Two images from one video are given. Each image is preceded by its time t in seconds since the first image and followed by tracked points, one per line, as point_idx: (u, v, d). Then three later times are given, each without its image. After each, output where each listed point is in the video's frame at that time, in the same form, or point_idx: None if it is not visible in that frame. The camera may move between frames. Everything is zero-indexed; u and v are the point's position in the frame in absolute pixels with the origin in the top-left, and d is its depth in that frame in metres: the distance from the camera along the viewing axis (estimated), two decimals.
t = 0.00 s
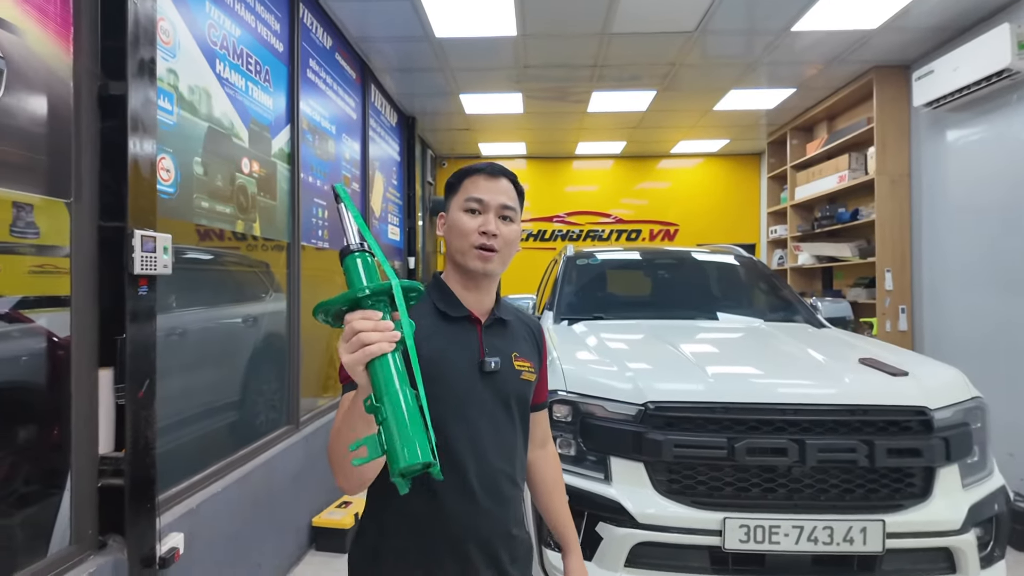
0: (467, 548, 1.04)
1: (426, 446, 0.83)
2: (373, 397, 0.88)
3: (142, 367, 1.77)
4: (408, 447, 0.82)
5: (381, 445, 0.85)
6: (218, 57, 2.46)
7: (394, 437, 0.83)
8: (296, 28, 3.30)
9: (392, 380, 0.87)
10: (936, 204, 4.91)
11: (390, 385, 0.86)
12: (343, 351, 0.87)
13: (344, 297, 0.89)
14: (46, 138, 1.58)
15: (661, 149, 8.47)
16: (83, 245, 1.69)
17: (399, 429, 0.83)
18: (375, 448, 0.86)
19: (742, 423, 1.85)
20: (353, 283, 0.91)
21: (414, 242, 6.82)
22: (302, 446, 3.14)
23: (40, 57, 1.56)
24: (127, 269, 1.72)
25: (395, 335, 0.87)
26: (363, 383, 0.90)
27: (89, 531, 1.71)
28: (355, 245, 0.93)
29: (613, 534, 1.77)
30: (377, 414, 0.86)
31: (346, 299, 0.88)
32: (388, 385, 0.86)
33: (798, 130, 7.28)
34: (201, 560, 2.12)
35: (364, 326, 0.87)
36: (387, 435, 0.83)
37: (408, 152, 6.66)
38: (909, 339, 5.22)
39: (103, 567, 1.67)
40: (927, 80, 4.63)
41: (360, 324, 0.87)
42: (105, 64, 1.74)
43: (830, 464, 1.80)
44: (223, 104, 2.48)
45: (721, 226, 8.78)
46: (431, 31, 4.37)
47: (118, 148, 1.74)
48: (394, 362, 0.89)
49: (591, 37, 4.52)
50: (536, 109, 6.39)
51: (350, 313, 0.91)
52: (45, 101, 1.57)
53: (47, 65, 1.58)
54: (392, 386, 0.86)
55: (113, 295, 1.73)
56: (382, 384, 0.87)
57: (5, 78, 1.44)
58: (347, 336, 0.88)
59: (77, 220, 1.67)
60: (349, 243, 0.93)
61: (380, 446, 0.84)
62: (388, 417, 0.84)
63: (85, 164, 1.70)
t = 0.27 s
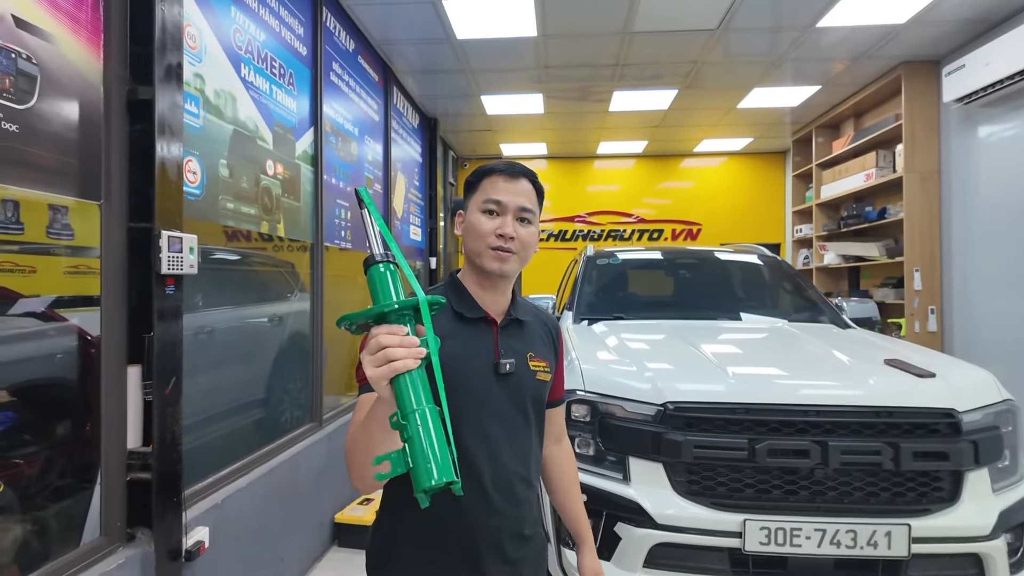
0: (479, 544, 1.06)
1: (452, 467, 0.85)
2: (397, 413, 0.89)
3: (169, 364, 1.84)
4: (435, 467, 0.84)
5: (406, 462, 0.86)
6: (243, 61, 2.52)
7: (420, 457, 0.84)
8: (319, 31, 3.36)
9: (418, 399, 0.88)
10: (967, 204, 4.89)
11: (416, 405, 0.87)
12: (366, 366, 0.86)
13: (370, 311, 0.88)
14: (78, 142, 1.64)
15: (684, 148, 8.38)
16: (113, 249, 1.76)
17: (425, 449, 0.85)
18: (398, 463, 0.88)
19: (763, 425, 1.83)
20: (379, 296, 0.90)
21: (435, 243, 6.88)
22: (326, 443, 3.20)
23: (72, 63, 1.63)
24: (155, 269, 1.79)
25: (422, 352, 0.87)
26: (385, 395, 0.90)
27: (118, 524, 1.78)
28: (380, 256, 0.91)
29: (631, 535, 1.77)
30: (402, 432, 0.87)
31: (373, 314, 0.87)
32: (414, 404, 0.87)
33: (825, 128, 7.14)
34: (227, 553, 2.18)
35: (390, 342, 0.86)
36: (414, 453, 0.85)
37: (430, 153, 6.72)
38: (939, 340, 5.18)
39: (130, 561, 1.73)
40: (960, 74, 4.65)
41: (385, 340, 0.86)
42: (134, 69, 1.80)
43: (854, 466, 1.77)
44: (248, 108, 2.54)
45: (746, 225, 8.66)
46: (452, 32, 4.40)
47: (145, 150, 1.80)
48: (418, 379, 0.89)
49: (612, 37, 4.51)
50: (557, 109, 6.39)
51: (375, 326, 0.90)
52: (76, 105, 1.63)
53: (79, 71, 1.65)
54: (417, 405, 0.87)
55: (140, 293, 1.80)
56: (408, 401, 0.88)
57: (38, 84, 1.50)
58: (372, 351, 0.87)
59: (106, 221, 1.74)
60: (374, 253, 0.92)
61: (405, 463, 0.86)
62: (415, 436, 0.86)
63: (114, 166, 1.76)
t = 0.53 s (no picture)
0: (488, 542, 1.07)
1: (474, 464, 0.87)
2: (415, 413, 0.89)
3: (185, 363, 1.88)
4: (459, 465, 0.86)
5: (429, 462, 0.87)
6: (258, 63, 2.56)
7: (444, 455, 0.86)
8: (333, 33, 3.39)
9: (437, 399, 0.89)
10: (988, 202, 4.81)
11: (435, 405, 0.88)
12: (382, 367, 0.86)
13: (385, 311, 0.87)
14: (98, 145, 1.68)
15: (699, 147, 8.31)
16: (130, 250, 1.80)
17: (448, 448, 0.86)
18: (420, 462, 0.89)
19: (776, 426, 1.81)
20: (392, 295, 0.90)
21: (449, 243, 6.91)
22: (340, 442, 3.23)
23: (92, 67, 1.66)
24: (172, 269, 1.83)
25: (438, 351, 0.86)
26: (401, 394, 0.90)
27: (135, 520, 1.81)
28: (389, 253, 0.91)
29: (643, 536, 1.76)
30: (423, 432, 0.88)
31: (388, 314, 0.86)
32: (435, 403, 0.88)
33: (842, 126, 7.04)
34: (242, 549, 2.21)
35: (406, 342, 0.85)
36: (437, 452, 0.87)
37: (443, 154, 6.75)
38: (959, 341, 5.09)
39: (147, 556, 1.77)
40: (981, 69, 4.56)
41: (401, 340, 0.85)
42: (151, 72, 1.85)
43: (869, 468, 1.74)
44: (263, 109, 2.58)
45: (761, 224, 8.57)
46: (465, 33, 4.41)
47: (162, 152, 1.84)
48: (433, 377, 0.90)
49: (625, 35, 4.49)
50: (570, 109, 6.38)
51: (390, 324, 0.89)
52: (96, 108, 1.67)
53: (98, 75, 1.68)
54: (437, 405, 0.88)
55: (157, 294, 1.84)
56: (428, 401, 0.89)
57: (59, 88, 1.54)
58: (386, 351, 0.86)
59: (125, 221, 1.78)
60: (384, 251, 0.92)
61: (428, 462, 0.87)
62: (438, 436, 0.87)
63: (132, 168, 1.80)
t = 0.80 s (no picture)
0: (494, 539, 1.07)
1: (487, 464, 0.87)
2: (428, 412, 0.89)
3: (194, 362, 1.90)
4: (473, 464, 0.86)
5: (442, 461, 0.88)
6: (267, 64, 2.58)
7: (458, 455, 0.86)
8: (341, 33, 3.41)
9: (449, 398, 0.89)
10: (1001, 201, 4.75)
11: (448, 404, 0.88)
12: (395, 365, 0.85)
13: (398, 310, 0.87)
14: (108, 146, 1.70)
15: (707, 146, 8.28)
16: (142, 250, 1.82)
17: (461, 448, 0.87)
18: (433, 461, 0.89)
19: (785, 426, 1.80)
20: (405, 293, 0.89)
21: (456, 243, 6.92)
22: (348, 441, 3.24)
23: (104, 68, 1.68)
24: (181, 268, 1.85)
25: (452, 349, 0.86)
26: (413, 392, 0.90)
27: (145, 517, 1.83)
28: (403, 251, 0.91)
29: (651, 536, 1.76)
30: (436, 431, 0.88)
31: (402, 312, 0.86)
32: (448, 403, 0.88)
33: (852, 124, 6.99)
34: (250, 547, 2.23)
35: (420, 341, 0.85)
36: (451, 451, 0.87)
37: (451, 154, 6.76)
38: (970, 341, 5.03)
39: (157, 553, 1.79)
40: (994, 67, 4.51)
41: (415, 339, 0.85)
42: (161, 74, 1.86)
43: (878, 469, 1.73)
44: (272, 110, 2.60)
45: (770, 224, 8.52)
46: (473, 33, 4.42)
47: (173, 154, 1.86)
48: (445, 377, 0.90)
49: (632, 35, 4.48)
50: (578, 108, 6.37)
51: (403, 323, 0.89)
52: (106, 109, 1.69)
53: (109, 76, 1.70)
54: (450, 404, 0.88)
55: (166, 292, 1.86)
56: (441, 400, 0.89)
57: (71, 89, 1.56)
58: (400, 349, 0.85)
59: (135, 222, 1.80)
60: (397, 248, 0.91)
61: (441, 462, 0.87)
62: (451, 436, 0.87)
63: (142, 169, 1.82)
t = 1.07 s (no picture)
0: (499, 536, 1.08)
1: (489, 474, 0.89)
2: (434, 417, 0.90)
3: (202, 360, 1.91)
4: (476, 474, 0.88)
5: (444, 468, 0.89)
6: (274, 64, 2.59)
7: (462, 464, 0.87)
8: (347, 34, 3.42)
9: (457, 406, 0.89)
10: (1011, 200, 4.71)
11: (454, 412, 0.89)
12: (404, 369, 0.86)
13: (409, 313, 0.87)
14: (117, 146, 1.71)
15: (714, 146, 8.25)
16: (150, 249, 1.84)
17: (466, 456, 0.88)
18: (435, 468, 0.90)
19: (791, 426, 1.80)
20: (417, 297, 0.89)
21: (462, 242, 6.93)
22: (354, 440, 3.25)
23: (112, 69, 1.70)
24: (189, 267, 1.86)
25: (461, 356, 0.86)
26: (420, 396, 0.90)
27: (153, 515, 1.84)
28: (418, 254, 0.91)
29: (656, 535, 1.76)
30: (440, 438, 0.89)
31: (414, 317, 0.86)
32: (453, 411, 0.89)
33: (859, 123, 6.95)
34: (257, 545, 2.24)
35: (431, 346, 0.85)
36: (454, 459, 0.88)
37: (457, 154, 6.77)
38: (980, 341, 4.99)
39: (165, 550, 1.80)
40: (1003, 65, 4.47)
41: (426, 344, 0.85)
42: (169, 74, 1.88)
43: (886, 469, 1.72)
44: (278, 110, 2.61)
45: (777, 223, 8.48)
46: (478, 33, 4.43)
47: (181, 154, 1.87)
48: (453, 383, 0.90)
49: (638, 34, 4.47)
50: (583, 108, 6.37)
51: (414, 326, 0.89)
52: (115, 109, 1.70)
53: (118, 76, 1.72)
54: (458, 411, 0.89)
55: (174, 291, 1.87)
56: (447, 408, 0.89)
57: (80, 89, 1.57)
58: (410, 354, 0.86)
59: (144, 222, 1.81)
60: (412, 250, 0.91)
61: (444, 469, 0.89)
62: (456, 444, 0.88)
63: (151, 169, 1.83)
